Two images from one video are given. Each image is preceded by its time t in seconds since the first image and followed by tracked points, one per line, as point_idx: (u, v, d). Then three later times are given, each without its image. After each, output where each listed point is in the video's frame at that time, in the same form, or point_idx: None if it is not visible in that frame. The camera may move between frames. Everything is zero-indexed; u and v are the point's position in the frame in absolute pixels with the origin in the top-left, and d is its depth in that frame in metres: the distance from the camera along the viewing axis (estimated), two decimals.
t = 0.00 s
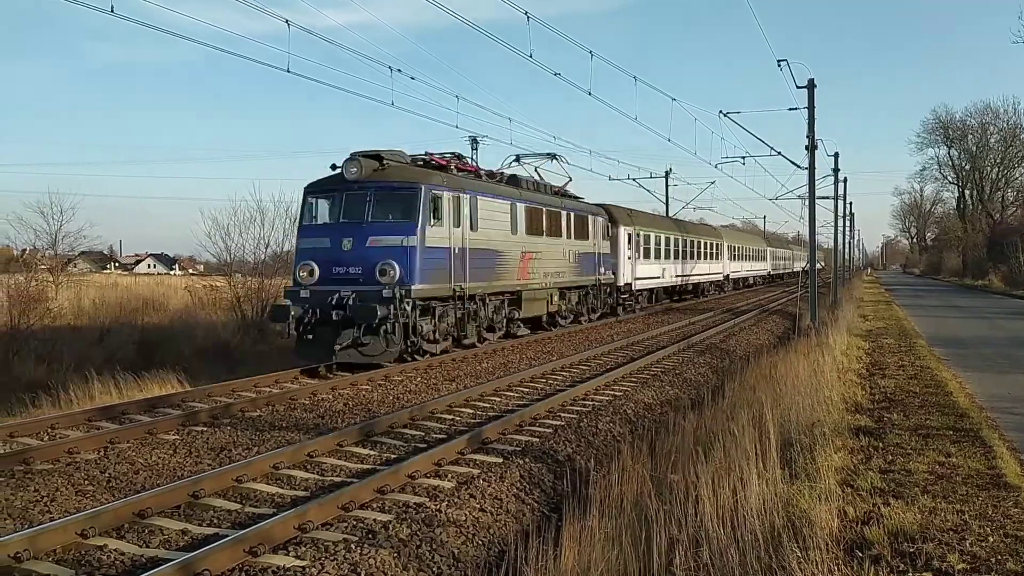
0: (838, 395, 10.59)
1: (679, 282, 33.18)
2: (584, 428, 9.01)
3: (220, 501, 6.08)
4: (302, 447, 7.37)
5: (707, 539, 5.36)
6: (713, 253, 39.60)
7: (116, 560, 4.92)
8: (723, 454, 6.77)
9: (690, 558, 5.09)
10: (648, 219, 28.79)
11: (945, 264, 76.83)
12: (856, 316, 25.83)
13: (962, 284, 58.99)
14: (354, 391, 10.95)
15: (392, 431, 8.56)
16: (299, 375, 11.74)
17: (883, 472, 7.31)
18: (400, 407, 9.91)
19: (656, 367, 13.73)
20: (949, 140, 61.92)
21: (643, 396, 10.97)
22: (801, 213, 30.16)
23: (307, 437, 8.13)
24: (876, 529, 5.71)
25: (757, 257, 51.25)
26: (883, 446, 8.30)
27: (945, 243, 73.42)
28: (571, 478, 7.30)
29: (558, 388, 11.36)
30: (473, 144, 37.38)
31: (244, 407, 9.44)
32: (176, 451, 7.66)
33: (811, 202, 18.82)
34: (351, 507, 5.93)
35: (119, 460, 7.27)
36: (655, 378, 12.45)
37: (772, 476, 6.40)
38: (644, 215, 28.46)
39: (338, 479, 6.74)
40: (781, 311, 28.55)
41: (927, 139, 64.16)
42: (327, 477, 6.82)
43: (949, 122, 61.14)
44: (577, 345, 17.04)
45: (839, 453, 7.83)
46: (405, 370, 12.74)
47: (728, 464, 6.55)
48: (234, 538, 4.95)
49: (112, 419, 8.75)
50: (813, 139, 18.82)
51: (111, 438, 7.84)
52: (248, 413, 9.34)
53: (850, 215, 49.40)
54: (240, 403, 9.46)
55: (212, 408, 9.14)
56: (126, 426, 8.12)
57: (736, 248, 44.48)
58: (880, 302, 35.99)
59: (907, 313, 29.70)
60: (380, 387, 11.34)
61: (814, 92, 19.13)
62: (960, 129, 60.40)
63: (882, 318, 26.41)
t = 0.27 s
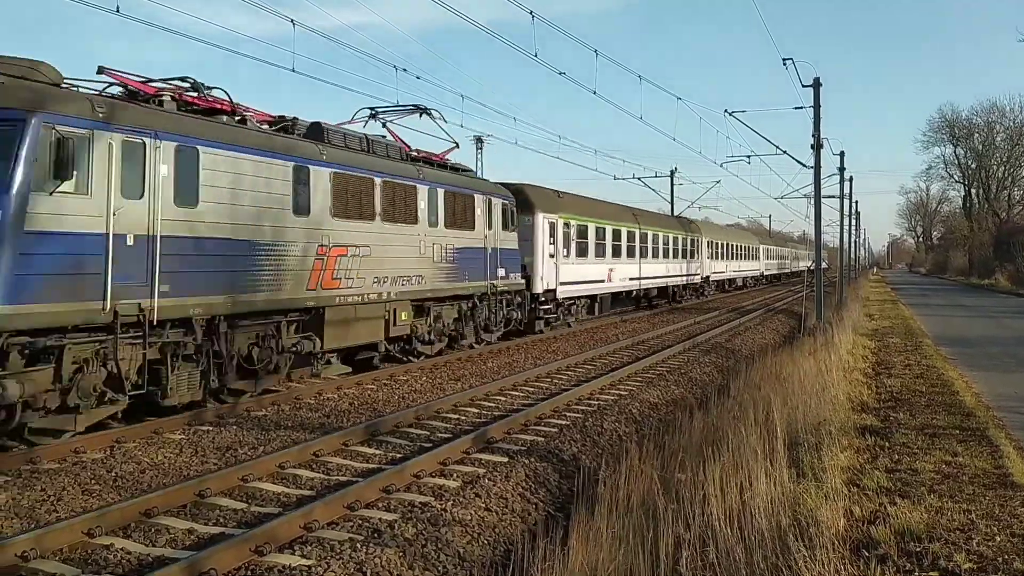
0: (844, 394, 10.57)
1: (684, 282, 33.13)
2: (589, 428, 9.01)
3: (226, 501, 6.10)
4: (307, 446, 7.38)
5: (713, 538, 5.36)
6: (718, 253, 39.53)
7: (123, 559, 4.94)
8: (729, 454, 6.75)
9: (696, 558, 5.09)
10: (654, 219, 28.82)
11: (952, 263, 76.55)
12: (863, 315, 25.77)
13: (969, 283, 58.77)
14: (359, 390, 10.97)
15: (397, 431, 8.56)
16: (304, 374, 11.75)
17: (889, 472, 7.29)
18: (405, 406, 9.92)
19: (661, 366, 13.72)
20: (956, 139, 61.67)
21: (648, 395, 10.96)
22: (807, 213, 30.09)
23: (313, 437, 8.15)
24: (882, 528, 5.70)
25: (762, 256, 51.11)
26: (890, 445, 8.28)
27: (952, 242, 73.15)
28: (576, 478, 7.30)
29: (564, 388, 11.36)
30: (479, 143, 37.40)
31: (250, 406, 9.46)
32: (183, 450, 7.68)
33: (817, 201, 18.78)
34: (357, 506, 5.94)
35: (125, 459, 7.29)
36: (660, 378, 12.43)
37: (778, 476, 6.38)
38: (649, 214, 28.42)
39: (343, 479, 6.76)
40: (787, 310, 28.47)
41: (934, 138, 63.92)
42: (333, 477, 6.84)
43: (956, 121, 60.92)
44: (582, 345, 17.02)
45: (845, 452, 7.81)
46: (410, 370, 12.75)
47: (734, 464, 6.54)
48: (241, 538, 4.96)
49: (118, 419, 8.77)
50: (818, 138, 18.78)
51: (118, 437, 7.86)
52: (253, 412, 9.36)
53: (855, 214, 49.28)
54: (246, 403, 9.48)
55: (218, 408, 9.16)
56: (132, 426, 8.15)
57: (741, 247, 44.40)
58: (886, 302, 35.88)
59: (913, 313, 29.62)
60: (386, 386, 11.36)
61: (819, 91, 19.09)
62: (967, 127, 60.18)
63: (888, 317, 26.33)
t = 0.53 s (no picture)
0: (847, 393, 10.55)
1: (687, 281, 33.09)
2: (592, 427, 9.00)
3: (229, 500, 6.11)
4: (311, 446, 7.39)
5: (716, 538, 5.35)
6: (722, 252, 39.49)
7: (128, 558, 4.96)
8: (733, 453, 6.74)
9: (699, 557, 5.08)
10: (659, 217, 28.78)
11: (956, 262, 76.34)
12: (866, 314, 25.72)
13: (973, 282, 58.62)
14: (362, 390, 10.97)
15: (400, 431, 8.57)
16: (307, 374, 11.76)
17: (893, 471, 7.28)
18: (409, 406, 9.92)
19: (664, 365, 13.70)
20: (959, 137, 61.53)
21: (651, 395, 10.95)
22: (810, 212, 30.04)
23: (316, 436, 8.16)
24: (885, 527, 5.69)
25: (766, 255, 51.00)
26: (894, 444, 8.26)
27: (956, 241, 72.95)
28: (580, 477, 7.29)
29: (567, 387, 11.36)
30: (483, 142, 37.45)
31: (253, 406, 9.47)
32: (186, 449, 7.69)
33: (820, 200, 18.76)
34: (360, 505, 5.95)
35: (130, 459, 7.30)
36: (664, 377, 12.42)
37: (781, 475, 6.37)
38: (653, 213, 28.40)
39: (346, 478, 6.76)
40: (790, 309, 28.42)
41: (937, 137, 63.77)
42: (336, 476, 6.85)
43: (960, 119, 60.76)
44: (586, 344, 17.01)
45: (849, 451, 7.80)
46: (413, 369, 12.76)
47: (738, 463, 6.53)
48: (244, 537, 4.97)
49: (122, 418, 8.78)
50: (821, 136, 18.76)
51: (121, 437, 7.88)
52: (257, 412, 9.37)
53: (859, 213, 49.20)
54: (249, 402, 9.49)
55: (222, 408, 9.17)
56: (136, 425, 8.16)
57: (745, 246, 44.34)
58: (890, 301, 35.75)
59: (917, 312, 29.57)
60: (389, 386, 11.36)
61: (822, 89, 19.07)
62: (970, 126, 60.03)
63: (892, 316, 26.28)
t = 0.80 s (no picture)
0: (848, 392, 10.55)
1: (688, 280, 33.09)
2: (593, 426, 9.01)
3: (230, 500, 6.11)
4: (311, 446, 7.40)
5: (716, 537, 5.35)
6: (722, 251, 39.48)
7: (128, 558, 4.96)
8: (733, 452, 6.75)
9: (699, 556, 5.09)
10: (660, 217, 28.76)
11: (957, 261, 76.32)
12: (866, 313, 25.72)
13: (973, 281, 58.61)
14: (363, 389, 10.98)
15: (401, 430, 8.57)
16: (308, 374, 11.76)
17: (893, 470, 7.28)
18: (409, 405, 9.93)
19: (665, 365, 13.70)
20: (960, 136, 61.52)
21: (652, 394, 10.95)
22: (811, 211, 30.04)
23: (317, 436, 8.17)
24: (886, 526, 5.69)
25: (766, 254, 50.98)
26: (894, 443, 8.26)
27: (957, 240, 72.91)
28: (580, 476, 7.29)
29: (567, 387, 11.36)
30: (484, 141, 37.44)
31: (254, 405, 9.48)
32: (187, 449, 7.70)
33: (820, 199, 18.77)
34: (360, 505, 5.95)
35: (130, 458, 7.31)
36: (664, 376, 12.43)
37: (781, 474, 6.37)
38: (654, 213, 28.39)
39: (347, 477, 6.77)
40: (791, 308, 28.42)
41: (938, 135, 63.75)
42: (337, 475, 6.86)
43: (960, 118, 60.74)
44: (586, 344, 17.03)
45: (849, 450, 7.81)
46: (414, 369, 12.76)
47: (738, 463, 6.53)
48: (244, 537, 4.97)
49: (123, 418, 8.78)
50: (822, 136, 18.76)
51: (122, 437, 7.88)
52: (258, 411, 9.38)
53: (859, 212, 49.19)
54: (250, 402, 9.50)
55: (222, 407, 9.18)
56: (136, 425, 8.17)
57: (745, 245, 44.33)
58: (890, 300, 35.76)
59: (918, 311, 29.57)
60: (389, 386, 11.37)
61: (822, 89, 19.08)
62: (971, 125, 60.02)
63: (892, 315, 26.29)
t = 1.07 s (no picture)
0: (848, 392, 10.54)
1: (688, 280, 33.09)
2: (593, 426, 9.00)
3: (230, 499, 6.11)
4: (312, 445, 7.40)
5: (717, 536, 5.35)
6: (722, 250, 39.48)
7: (128, 558, 4.96)
8: (733, 451, 6.75)
9: (700, 555, 5.09)
10: (659, 216, 28.75)
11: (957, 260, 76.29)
12: (867, 312, 25.71)
13: (973, 280, 58.60)
14: (363, 389, 10.98)
15: (401, 430, 8.57)
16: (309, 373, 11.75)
17: (894, 469, 7.28)
18: (409, 405, 9.93)
19: (665, 364, 13.70)
20: (960, 135, 61.51)
21: (652, 394, 10.94)
22: (811, 210, 30.03)
23: (317, 436, 8.17)
24: (886, 525, 5.69)
25: (766, 253, 50.95)
26: (894, 442, 8.26)
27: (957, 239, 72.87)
28: (581, 476, 7.29)
29: (567, 386, 11.36)
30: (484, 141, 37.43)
31: (254, 405, 9.48)
32: (187, 449, 7.70)
33: (820, 199, 18.77)
34: (361, 505, 5.96)
35: (131, 458, 7.31)
36: (664, 375, 12.43)
37: (782, 473, 6.36)
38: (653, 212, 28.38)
39: (347, 477, 6.77)
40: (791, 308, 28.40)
41: (938, 135, 63.72)
42: (337, 475, 6.86)
43: (960, 117, 60.71)
44: (586, 343, 17.02)
45: (849, 449, 7.80)
46: (414, 368, 12.76)
47: (737, 462, 6.53)
48: (245, 536, 4.97)
49: (124, 417, 8.78)
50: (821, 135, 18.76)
51: (122, 437, 7.88)
52: (258, 411, 9.37)
53: (859, 211, 49.17)
54: (250, 402, 9.49)
55: (222, 407, 9.17)
56: (136, 425, 8.17)
57: (745, 244, 44.33)
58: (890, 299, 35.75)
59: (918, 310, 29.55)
60: (389, 385, 11.37)
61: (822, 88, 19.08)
62: (971, 123, 60.00)
63: (892, 315, 26.28)
